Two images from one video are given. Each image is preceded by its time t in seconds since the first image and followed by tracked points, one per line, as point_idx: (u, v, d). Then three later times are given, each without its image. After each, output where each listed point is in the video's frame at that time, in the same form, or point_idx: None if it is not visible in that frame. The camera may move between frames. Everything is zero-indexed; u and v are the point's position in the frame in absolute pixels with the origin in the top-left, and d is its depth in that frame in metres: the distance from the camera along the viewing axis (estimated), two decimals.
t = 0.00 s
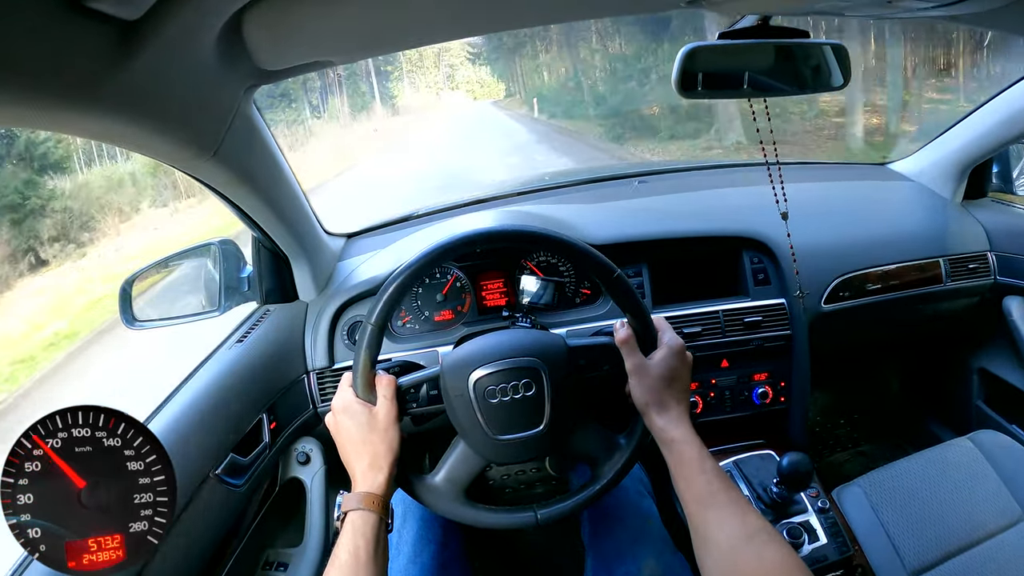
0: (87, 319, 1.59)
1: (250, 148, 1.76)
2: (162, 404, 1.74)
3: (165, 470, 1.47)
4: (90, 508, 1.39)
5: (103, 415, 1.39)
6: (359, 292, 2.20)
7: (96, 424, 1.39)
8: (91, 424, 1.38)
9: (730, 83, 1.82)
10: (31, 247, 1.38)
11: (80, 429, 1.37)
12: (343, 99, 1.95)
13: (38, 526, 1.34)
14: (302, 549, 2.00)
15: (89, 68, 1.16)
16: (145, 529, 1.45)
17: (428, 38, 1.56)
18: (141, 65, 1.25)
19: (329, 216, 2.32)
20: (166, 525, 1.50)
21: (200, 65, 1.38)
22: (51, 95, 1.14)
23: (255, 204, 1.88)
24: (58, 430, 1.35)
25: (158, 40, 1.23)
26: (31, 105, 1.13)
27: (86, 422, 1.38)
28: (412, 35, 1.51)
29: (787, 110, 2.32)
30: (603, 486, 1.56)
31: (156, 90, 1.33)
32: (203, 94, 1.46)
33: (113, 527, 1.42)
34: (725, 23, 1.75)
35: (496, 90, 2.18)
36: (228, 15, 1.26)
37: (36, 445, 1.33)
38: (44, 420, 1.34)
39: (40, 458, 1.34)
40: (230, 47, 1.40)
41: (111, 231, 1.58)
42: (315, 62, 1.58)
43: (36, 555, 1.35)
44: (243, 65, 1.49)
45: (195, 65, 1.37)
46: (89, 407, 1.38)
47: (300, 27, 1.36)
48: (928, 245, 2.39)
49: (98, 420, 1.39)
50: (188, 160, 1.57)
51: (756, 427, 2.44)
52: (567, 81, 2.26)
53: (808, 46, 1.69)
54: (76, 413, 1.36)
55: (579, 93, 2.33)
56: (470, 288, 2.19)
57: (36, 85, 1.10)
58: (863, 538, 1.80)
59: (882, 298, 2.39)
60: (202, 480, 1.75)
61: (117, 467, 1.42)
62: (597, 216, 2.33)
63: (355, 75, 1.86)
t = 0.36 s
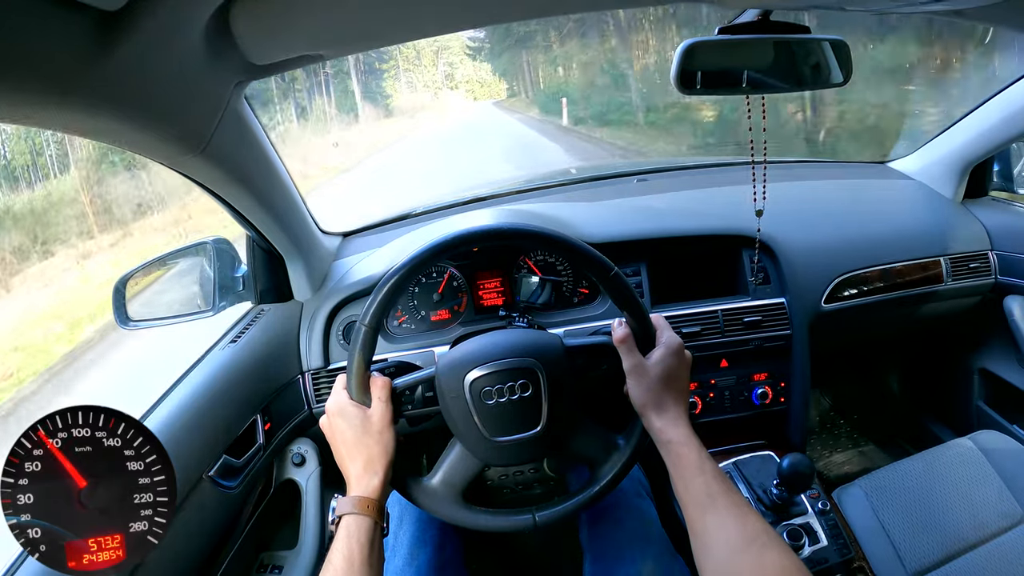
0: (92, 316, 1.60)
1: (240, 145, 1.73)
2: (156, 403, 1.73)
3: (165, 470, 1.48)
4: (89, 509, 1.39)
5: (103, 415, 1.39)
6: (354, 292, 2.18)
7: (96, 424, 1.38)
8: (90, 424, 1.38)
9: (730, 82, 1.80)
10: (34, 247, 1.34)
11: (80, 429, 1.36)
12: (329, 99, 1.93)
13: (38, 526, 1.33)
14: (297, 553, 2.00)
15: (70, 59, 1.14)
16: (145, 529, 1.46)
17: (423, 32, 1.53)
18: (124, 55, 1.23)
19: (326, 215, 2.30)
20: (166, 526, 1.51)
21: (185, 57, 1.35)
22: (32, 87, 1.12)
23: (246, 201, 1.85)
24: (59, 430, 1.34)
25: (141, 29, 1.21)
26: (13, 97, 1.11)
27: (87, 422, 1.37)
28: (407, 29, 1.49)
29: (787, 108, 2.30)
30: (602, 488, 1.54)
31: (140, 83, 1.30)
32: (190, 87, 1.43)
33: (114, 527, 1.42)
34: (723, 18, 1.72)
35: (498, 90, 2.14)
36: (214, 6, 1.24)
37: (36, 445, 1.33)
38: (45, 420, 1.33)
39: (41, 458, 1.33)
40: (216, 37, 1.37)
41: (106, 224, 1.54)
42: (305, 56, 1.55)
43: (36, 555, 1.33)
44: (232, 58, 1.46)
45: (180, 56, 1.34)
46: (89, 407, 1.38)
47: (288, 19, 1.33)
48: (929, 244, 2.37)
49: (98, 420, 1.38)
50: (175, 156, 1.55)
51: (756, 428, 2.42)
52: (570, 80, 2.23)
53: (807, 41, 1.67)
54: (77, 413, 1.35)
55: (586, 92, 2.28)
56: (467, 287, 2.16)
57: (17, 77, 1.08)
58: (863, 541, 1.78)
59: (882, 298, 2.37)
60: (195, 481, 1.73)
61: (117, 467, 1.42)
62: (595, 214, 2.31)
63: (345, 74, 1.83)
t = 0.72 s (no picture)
0: (80, 330, 1.57)
1: (235, 143, 1.72)
2: (147, 405, 1.70)
3: (166, 470, 1.46)
4: (90, 509, 1.38)
5: (103, 415, 1.38)
6: (350, 291, 2.17)
7: (97, 424, 1.38)
8: (91, 424, 1.37)
9: (728, 82, 1.80)
10: (11, 243, 1.32)
11: (80, 429, 1.36)
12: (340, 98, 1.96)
13: (39, 527, 1.33)
14: (292, 553, 1.99)
15: (61, 55, 1.13)
16: (145, 529, 1.45)
17: (418, 30, 1.52)
18: (116, 51, 1.22)
19: (322, 215, 2.29)
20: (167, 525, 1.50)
21: (177, 53, 1.34)
22: (23, 83, 1.10)
23: (241, 201, 1.84)
24: (59, 431, 1.34)
25: (133, 24, 1.20)
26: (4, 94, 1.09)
27: (87, 422, 1.37)
28: (402, 27, 1.48)
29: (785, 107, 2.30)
30: (597, 490, 1.53)
31: (133, 78, 1.29)
32: (183, 84, 1.42)
33: (114, 527, 1.41)
34: (721, 17, 1.72)
35: (498, 89, 2.14)
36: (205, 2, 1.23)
37: (37, 445, 1.32)
38: (45, 420, 1.33)
39: (41, 458, 1.33)
40: (208, 33, 1.35)
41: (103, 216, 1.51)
42: (297, 53, 1.54)
43: (36, 555, 1.33)
44: (225, 55, 1.45)
45: (173, 52, 1.33)
46: (89, 407, 1.37)
47: (281, 17, 1.32)
48: (927, 244, 2.37)
49: (98, 420, 1.38)
50: (168, 155, 1.54)
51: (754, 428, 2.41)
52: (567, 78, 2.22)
53: (806, 40, 1.64)
54: (76, 413, 1.35)
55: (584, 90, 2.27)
56: (463, 287, 2.15)
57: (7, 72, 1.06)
58: (861, 540, 1.77)
59: (880, 297, 2.36)
60: (189, 482, 1.72)
61: (117, 467, 1.41)
62: (592, 214, 2.30)
63: (332, 71, 1.82)
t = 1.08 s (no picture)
0: (80, 336, 1.57)
1: (231, 143, 1.72)
2: (144, 403, 1.71)
3: (166, 470, 1.46)
4: (90, 509, 1.39)
5: (103, 415, 1.39)
6: (347, 291, 2.17)
7: (97, 424, 1.39)
8: (91, 424, 1.38)
9: (724, 81, 1.78)
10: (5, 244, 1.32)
11: (80, 429, 1.37)
12: (333, 100, 1.95)
13: (39, 527, 1.34)
14: (289, 555, 1.98)
15: (56, 58, 1.13)
16: (145, 529, 1.46)
17: (415, 30, 1.52)
18: (112, 54, 1.22)
19: (319, 215, 2.28)
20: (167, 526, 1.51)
21: (172, 56, 1.34)
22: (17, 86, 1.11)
23: (237, 201, 1.84)
24: (58, 431, 1.35)
25: (128, 29, 1.20)
26: None
27: (86, 422, 1.38)
28: (398, 27, 1.48)
29: (782, 106, 2.30)
30: (593, 490, 1.53)
31: (127, 81, 1.29)
32: (178, 85, 1.42)
33: (113, 527, 1.42)
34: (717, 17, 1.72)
35: (498, 89, 2.14)
36: (199, 5, 1.23)
37: (36, 445, 1.33)
38: (44, 421, 1.34)
39: (41, 458, 1.34)
40: (201, 35, 1.35)
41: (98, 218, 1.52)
42: (291, 55, 1.53)
43: (36, 555, 1.34)
44: (219, 57, 1.45)
45: (167, 55, 1.33)
46: (89, 407, 1.38)
47: (276, 18, 1.32)
48: (923, 243, 2.37)
49: (98, 420, 1.39)
50: (162, 156, 1.54)
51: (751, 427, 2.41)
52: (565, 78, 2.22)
53: (802, 39, 1.66)
54: (76, 412, 1.36)
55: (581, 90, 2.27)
56: (460, 287, 2.15)
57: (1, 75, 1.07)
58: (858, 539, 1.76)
59: (877, 296, 2.37)
60: (186, 483, 1.72)
61: (117, 468, 1.42)
62: (589, 214, 2.30)
63: (328, 75, 1.82)
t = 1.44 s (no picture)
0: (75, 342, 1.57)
1: (222, 150, 1.72)
2: (143, 406, 1.72)
3: (165, 470, 1.46)
4: (90, 509, 1.40)
5: (103, 415, 1.39)
6: (343, 293, 2.17)
7: (97, 424, 1.39)
8: (91, 424, 1.39)
9: (720, 82, 1.78)
10: None
11: (80, 429, 1.37)
12: (312, 104, 1.90)
13: (39, 527, 1.35)
14: (285, 557, 2.00)
15: (46, 66, 1.14)
16: (145, 529, 1.45)
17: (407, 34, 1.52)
18: (103, 62, 1.22)
19: (315, 219, 2.28)
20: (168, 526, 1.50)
21: (163, 63, 1.34)
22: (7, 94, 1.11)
23: (230, 207, 1.84)
24: (58, 431, 1.36)
25: (118, 38, 1.20)
26: None
27: (87, 423, 1.38)
28: (391, 32, 1.48)
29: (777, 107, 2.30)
30: (582, 497, 1.52)
31: (118, 88, 1.30)
32: (169, 91, 1.42)
33: (113, 527, 1.42)
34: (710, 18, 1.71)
35: (499, 89, 2.10)
36: (187, 12, 1.23)
37: (37, 445, 1.34)
38: (43, 422, 1.35)
39: (41, 458, 1.35)
40: (190, 43, 1.35)
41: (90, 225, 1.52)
42: (282, 60, 1.53)
43: (36, 555, 1.35)
44: (209, 64, 1.45)
45: (158, 62, 1.33)
46: (89, 408, 1.39)
47: (266, 25, 1.31)
48: (917, 242, 2.38)
49: (98, 420, 1.39)
50: (153, 164, 1.54)
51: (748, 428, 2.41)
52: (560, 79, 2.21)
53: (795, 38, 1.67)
54: (76, 412, 1.36)
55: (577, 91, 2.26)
56: (456, 290, 2.16)
57: None
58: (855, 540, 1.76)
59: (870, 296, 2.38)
60: (182, 487, 1.72)
61: (117, 467, 1.42)
62: (585, 215, 2.29)
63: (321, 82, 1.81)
